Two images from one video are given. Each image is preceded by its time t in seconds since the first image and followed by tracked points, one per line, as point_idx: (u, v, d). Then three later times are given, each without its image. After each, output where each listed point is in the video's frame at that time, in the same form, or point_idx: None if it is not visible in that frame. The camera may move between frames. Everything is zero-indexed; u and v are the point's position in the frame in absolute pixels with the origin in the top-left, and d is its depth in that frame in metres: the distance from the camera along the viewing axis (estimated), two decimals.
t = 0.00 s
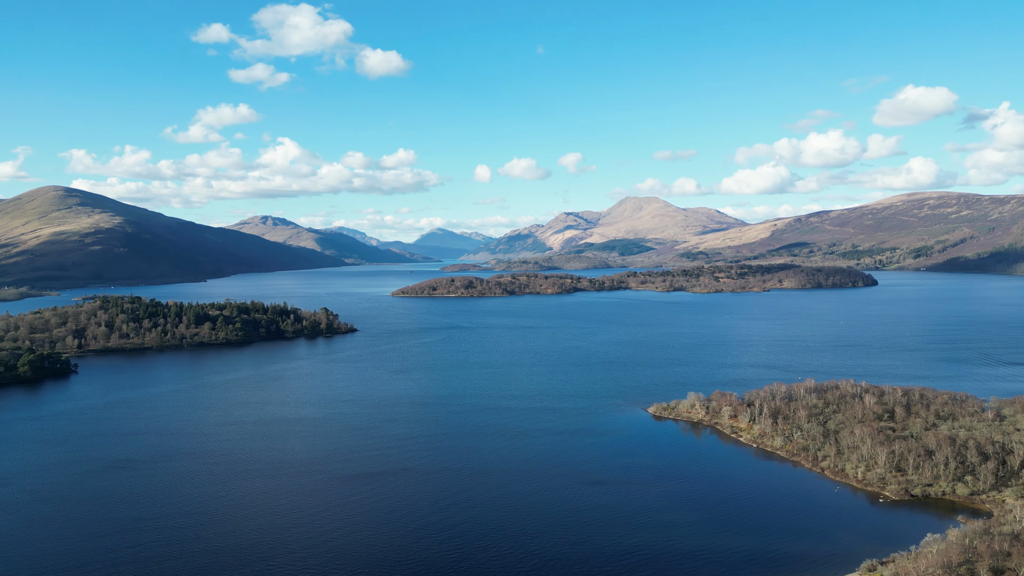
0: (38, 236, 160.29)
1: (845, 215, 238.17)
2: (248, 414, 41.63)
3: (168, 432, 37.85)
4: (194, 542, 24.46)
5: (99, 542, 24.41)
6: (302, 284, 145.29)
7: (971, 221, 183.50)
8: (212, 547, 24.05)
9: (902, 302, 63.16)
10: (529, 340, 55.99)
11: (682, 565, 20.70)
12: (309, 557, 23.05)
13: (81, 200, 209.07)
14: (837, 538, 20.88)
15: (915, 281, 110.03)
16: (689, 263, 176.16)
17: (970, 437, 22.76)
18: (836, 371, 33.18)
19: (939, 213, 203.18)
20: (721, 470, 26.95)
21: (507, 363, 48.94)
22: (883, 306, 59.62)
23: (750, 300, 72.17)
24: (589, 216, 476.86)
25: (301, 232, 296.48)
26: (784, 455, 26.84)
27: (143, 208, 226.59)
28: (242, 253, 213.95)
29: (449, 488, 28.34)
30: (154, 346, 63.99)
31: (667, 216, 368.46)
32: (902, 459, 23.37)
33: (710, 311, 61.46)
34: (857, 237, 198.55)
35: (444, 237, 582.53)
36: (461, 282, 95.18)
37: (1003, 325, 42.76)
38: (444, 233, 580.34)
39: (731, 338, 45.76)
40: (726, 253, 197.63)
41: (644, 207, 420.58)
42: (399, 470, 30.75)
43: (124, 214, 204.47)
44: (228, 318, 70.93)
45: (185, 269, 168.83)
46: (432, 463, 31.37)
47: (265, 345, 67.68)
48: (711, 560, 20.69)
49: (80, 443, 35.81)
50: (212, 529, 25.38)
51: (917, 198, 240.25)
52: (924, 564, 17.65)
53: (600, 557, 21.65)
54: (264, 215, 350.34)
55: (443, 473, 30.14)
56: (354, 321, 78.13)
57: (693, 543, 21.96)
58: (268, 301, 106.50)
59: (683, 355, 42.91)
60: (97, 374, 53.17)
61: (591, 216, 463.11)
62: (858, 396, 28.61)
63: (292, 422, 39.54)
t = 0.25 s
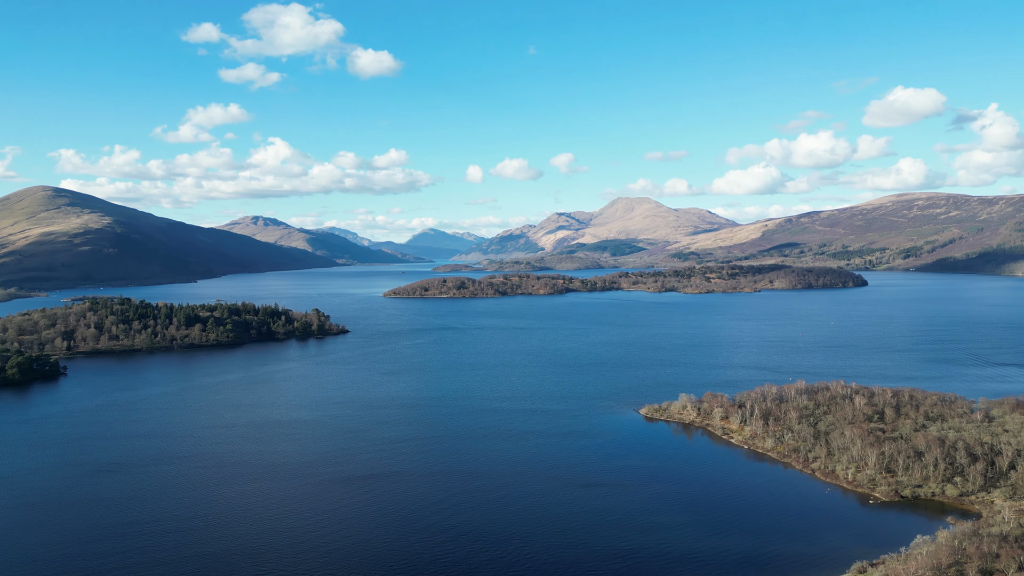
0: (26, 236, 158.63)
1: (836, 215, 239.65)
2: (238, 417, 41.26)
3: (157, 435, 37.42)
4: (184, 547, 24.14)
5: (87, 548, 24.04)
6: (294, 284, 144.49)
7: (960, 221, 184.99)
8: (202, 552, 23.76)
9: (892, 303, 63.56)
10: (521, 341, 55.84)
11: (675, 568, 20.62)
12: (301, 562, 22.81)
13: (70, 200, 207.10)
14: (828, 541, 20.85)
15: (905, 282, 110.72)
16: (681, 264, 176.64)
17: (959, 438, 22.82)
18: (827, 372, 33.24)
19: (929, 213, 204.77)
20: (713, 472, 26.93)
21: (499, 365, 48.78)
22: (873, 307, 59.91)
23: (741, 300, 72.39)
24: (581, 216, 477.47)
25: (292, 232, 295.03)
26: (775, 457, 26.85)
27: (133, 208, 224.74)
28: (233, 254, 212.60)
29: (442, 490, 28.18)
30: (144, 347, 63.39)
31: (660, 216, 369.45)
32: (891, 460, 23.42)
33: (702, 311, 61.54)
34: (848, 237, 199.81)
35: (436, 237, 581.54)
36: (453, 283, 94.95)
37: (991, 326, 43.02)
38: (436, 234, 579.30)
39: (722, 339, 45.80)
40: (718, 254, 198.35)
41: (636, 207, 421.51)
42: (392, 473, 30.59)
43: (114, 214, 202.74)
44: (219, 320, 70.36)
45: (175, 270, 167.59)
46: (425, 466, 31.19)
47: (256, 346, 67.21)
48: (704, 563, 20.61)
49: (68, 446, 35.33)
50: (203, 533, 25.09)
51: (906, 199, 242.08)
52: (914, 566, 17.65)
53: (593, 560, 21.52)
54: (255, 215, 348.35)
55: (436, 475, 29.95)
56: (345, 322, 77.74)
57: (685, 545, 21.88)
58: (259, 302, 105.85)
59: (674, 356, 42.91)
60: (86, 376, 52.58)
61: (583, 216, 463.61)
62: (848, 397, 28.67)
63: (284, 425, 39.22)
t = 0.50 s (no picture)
0: (12, 236, 156.68)
1: (825, 216, 241.25)
2: (227, 420, 40.83)
3: (145, 438, 36.92)
4: (171, 553, 23.76)
5: (72, 555, 23.60)
6: (284, 285, 143.65)
7: (947, 222, 186.65)
8: (190, 558, 23.38)
9: (880, 304, 63.95)
10: (511, 342, 55.68)
11: (667, 571, 20.51)
12: (290, 568, 22.50)
13: (57, 200, 204.77)
14: (819, 543, 20.82)
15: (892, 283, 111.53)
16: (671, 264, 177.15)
17: (947, 439, 22.89)
18: (815, 374, 33.30)
19: (916, 214, 206.52)
20: (703, 474, 26.88)
21: (489, 366, 48.60)
22: (861, 308, 60.24)
23: (731, 301, 72.62)
24: (572, 216, 477.92)
25: (282, 232, 293.37)
26: (765, 458, 26.87)
27: (121, 208, 222.61)
28: (223, 254, 211.04)
29: (434, 493, 28.00)
30: (132, 350, 62.68)
31: (650, 216, 370.58)
32: (879, 462, 23.47)
33: (692, 312, 61.66)
34: (837, 238, 201.10)
35: (427, 237, 580.23)
36: (444, 283, 94.65)
37: (977, 327, 43.32)
38: (427, 234, 578.09)
39: (712, 340, 45.85)
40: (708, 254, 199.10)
41: (627, 208, 422.42)
42: (382, 476, 30.35)
43: (102, 214, 200.70)
44: (208, 322, 69.71)
45: (164, 270, 166.10)
46: (416, 469, 31.00)
47: (246, 348, 66.63)
48: (695, 566, 20.53)
49: (53, 450, 34.77)
50: (191, 539, 24.76)
51: (894, 199, 244.06)
52: (902, 568, 17.65)
53: (585, 564, 21.36)
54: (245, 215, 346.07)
55: (427, 478, 29.76)
56: (336, 324, 77.27)
57: (676, 549, 21.80)
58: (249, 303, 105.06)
59: (665, 357, 42.90)
60: (74, 378, 51.90)
61: (574, 216, 464.13)
62: (837, 399, 28.72)
63: (273, 428, 38.82)
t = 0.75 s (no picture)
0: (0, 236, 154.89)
1: (815, 217, 242.56)
2: (216, 422, 40.43)
3: (133, 442, 36.48)
4: (158, 558, 23.44)
5: (56, 560, 23.21)
6: (275, 286, 142.84)
7: (935, 222, 188.05)
8: (177, 562, 23.08)
9: (870, 304, 64.24)
10: (503, 343, 55.52)
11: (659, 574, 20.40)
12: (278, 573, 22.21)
13: (45, 200, 202.73)
14: (809, 545, 20.81)
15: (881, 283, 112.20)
16: (663, 265, 177.50)
17: (936, 440, 22.94)
18: (806, 374, 33.36)
19: (905, 215, 207.96)
20: (695, 476, 26.86)
21: (481, 368, 48.43)
22: (851, 308, 60.48)
23: (722, 302, 72.78)
24: (564, 215, 478.12)
25: (273, 233, 291.80)
26: (756, 460, 26.90)
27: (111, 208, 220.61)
28: (213, 254, 209.55)
29: (426, 496, 27.81)
30: (122, 351, 62.03)
31: (642, 217, 371.32)
32: (869, 463, 23.53)
33: (684, 312, 61.74)
34: (827, 238, 202.10)
35: (419, 237, 578.83)
36: (436, 284, 94.36)
37: (966, 327, 43.53)
38: (419, 235, 577.08)
39: (703, 341, 45.89)
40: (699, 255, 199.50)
41: (619, 208, 423.05)
42: (374, 479, 30.12)
43: (91, 214, 198.86)
44: (198, 323, 69.10)
45: (154, 271, 164.70)
46: (408, 471, 30.79)
47: (237, 349, 66.11)
48: (688, 569, 20.44)
49: (39, 454, 34.26)
50: (180, 543, 24.45)
51: (883, 200, 245.64)
52: (891, 571, 17.67)
53: (578, 568, 21.22)
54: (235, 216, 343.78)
55: (418, 481, 29.55)
56: (327, 325, 76.83)
57: (668, 551, 21.74)
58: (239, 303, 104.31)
59: (656, 358, 42.88)
60: (63, 381, 51.30)
61: (566, 217, 464.13)
62: (828, 400, 28.78)
63: (263, 431, 38.47)
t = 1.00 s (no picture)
0: None
1: (804, 217, 244.07)
2: (205, 425, 40.02)
3: (120, 445, 36.06)
4: (145, 563, 23.18)
5: (41, 567, 22.90)
6: (265, 287, 141.90)
7: (923, 223, 189.65)
8: (164, 568, 22.83)
9: (859, 305, 64.59)
10: (494, 344, 55.38)
11: None
12: None
13: (32, 200, 200.36)
14: (798, 546, 20.84)
15: (870, 283, 112.95)
16: (653, 266, 177.89)
17: (924, 442, 23.04)
18: (795, 375, 33.44)
19: (893, 215, 209.56)
20: (686, 477, 26.82)
21: (471, 369, 48.25)
22: (840, 309, 60.79)
23: (712, 302, 72.96)
24: (556, 216, 478.34)
25: (263, 233, 290.04)
26: (745, 461, 26.90)
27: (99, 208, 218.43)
28: (203, 255, 207.90)
29: (417, 499, 27.66)
30: (110, 353, 61.37)
31: (632, 218, 372.14)
32: (858, 464, 23.58)
33: (674, 313, 61.84)
34: (815, 239, 203.36)
35: (411, 237, 577.18)
36: (426, 285, 94.03)
37: (953, 328, 43.84)
38: (410, 235, 575.38)
39: (693, 342, 45.94)
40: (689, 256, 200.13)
41: (610, 208, 423.90)
42: (364, 482, 29.91)
43: (79, 215, 196.78)
44: (187, 325, 68.43)
45: (142, 272, 163.17)
46: (400, 474, 30.60)
47: (226, 351, 65.58)
48: (678, 571, 20.43)
49: (25, 458, 33.80)
50: (168, 549, 24.16)
51: (872, 200, 247.48)
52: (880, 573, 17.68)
53: (569, 571, 21.14)
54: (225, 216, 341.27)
55: (410, 484, 29.37)
56: (317, 326, 76.32)
57: (658, 554, 21.66)
58: (228, 305, 103.45)
59: (647, 359, 42.87)
60: (49, 384, 50.66)
61: (557, 217, 464.30)
62: (817, 401, 28.86)
63: (253, 434, 38.14)
